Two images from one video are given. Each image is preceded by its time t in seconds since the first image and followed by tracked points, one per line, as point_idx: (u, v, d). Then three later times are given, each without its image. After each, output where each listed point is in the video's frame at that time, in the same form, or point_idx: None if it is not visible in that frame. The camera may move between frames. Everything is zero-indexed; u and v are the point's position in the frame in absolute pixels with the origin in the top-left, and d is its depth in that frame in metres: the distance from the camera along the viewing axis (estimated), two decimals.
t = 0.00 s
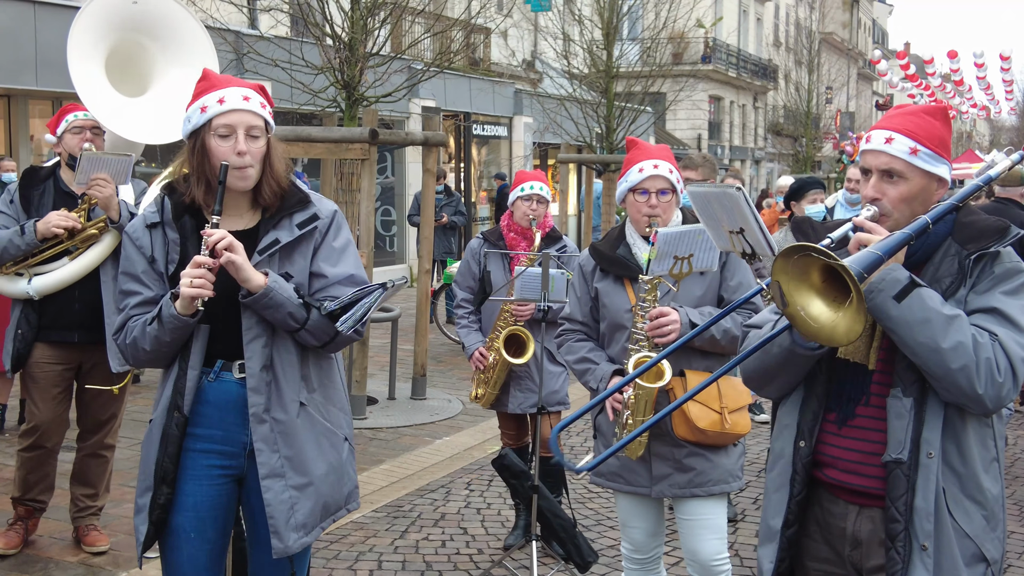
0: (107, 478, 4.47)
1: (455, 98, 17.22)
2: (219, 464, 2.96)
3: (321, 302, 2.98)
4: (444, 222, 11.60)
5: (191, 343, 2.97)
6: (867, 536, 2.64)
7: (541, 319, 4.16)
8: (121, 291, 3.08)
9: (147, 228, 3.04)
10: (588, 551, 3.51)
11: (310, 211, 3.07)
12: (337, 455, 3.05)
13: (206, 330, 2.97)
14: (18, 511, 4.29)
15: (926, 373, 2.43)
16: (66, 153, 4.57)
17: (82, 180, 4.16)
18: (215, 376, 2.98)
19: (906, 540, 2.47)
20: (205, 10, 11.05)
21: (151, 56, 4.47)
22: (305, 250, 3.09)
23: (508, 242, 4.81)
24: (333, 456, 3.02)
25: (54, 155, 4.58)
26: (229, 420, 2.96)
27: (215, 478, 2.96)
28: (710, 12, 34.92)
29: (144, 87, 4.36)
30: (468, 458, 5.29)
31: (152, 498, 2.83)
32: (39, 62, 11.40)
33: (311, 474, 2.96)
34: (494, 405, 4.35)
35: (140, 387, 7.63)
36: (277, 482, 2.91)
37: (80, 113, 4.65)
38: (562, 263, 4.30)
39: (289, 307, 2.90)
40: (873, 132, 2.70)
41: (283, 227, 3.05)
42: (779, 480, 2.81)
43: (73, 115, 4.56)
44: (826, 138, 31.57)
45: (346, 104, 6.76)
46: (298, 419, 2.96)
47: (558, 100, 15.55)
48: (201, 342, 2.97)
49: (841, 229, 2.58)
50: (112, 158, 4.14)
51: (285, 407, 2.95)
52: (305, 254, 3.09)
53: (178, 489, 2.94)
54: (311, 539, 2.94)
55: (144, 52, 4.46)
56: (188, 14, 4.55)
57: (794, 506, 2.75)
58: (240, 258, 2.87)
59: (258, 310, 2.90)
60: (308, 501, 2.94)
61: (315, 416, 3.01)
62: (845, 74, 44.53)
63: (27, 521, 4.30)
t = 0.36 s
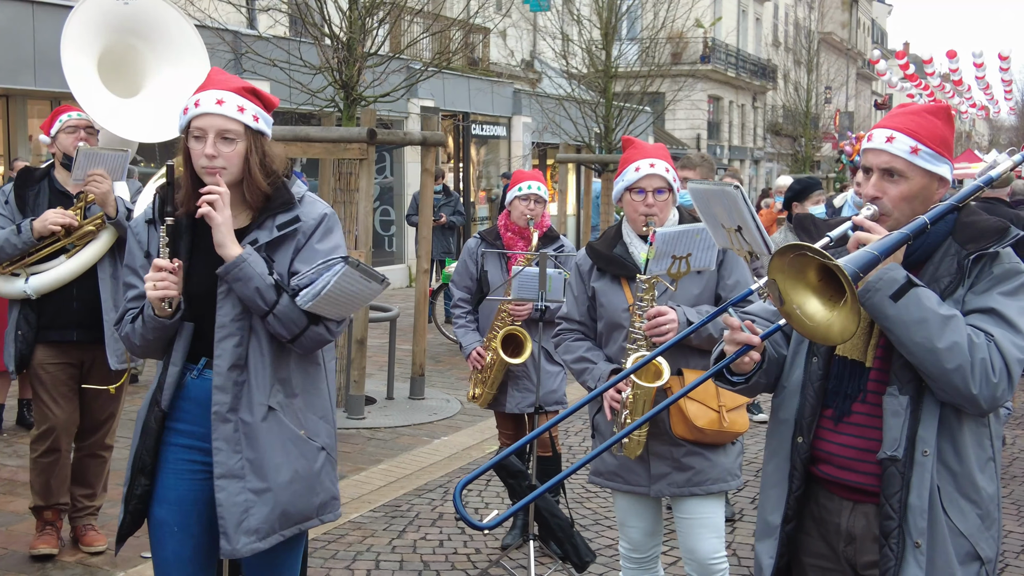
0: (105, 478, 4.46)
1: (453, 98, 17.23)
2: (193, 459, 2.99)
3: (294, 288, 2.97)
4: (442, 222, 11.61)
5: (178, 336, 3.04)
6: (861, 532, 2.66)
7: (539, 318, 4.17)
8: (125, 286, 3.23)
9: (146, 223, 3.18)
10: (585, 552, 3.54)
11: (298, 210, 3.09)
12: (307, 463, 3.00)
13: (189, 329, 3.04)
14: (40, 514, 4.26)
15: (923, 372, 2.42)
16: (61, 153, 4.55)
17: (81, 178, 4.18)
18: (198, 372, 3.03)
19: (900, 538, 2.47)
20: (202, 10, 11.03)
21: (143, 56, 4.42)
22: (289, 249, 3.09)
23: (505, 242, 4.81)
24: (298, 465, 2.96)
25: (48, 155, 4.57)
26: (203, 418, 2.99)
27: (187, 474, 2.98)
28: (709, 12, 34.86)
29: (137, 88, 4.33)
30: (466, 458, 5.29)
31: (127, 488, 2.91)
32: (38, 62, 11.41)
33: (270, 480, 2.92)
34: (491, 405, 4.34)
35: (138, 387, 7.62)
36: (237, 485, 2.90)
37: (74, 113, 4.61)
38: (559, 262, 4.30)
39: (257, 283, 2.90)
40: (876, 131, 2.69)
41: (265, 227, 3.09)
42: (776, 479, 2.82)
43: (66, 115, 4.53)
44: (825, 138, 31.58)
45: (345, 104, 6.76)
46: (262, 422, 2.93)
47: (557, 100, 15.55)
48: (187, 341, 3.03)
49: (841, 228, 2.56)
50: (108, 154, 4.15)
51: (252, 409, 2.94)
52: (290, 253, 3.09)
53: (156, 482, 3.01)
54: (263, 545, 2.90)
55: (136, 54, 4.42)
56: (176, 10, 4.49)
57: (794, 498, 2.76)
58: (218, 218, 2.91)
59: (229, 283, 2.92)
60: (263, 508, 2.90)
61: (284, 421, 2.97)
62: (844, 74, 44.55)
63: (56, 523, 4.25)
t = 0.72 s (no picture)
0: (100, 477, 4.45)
1: (451, 96, 17.23)
2: (162, 453, 3.12)
3: (253, 288, 3.02)
4: (438, 221, 11.61)
5: (156, 327, 3.22)
6: (850, 525, 2.66)
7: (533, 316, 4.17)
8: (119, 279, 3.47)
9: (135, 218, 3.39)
10: (580, 550, 3.54)
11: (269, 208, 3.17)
12: (270, 465, 3.05)
13: (164, 323, 3.21)
14: (36, 514, 4.21)
15: (911, 367, 2.43)
16: (45, 152, 4.41)
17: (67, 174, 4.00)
18: (170, 368, 3.17)
19: (887, 531, 2.46)
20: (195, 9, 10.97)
21: (123, 51, 4.15)
22: (262, 247, 3.19)
23: (499, 240, 4.80)
24: (258, 465, 3.02)
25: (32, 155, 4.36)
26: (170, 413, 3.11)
27: (155, 468, 3.12)
28: (707, 12, 34.73)
29: (120, 81, 4.01)
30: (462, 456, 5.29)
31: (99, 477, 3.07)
32: (34, 61, 11.43)
33: (228, 479, 2.99)
34: (485, 404, 4.34)
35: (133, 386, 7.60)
36: (197, 481, 2.99)
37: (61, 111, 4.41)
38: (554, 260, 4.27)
39: (220, 280, 2.99)
40: (869, 127, 2.69)
41: (239, 224, 3.19)
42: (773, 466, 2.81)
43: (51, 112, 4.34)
44: (823, 138, 31.55)
45: (341, 103, 6.76)
46: (224, 420, 3.01)
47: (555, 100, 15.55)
48: (162, 335, 3.21)
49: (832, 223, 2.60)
50: (97, 148, 3.95)
51: (216, 406, 3.02)
52: (262, 251, 3.20)
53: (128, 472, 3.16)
54: (215, 543, 2.96)
55: (116, 49, 4.14)
56: (156, 6, 4.28)
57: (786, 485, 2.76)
58: (187, 212, 3.04)
59: (197, 279, 3.04)
60: (218, 507, 2.97)
61: (247, 419, 3.03)
62: (842, 75, 44.57)
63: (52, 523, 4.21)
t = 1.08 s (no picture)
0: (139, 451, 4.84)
1: (456, 116, 17.71)
2: (189, 436, 3.51)
3: (276, 283, 3.39)
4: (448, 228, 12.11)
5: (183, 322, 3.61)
6: (816, 497, 3.08)
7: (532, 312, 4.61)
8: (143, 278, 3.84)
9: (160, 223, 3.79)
10: (575, 520, 3.96)
11: (286, 213, 3.58)
12: (288, 444, 3.43)
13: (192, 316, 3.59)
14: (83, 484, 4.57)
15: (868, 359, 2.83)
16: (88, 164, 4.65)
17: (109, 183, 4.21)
18: (194, 359, 3.55)
19: (852, 503, 2.87)
20: (229, 37, 11.69)
21: (155, 70, 4.38)
22: (280, 247, 3.58)
23: (501, 244, 5.25)
24: (278, 443, 3.40)
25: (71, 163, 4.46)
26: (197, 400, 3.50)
27: (183, 449, 3.50)
28: (687, 39, 35.80)
29: (150, 99, 4.30)
30: (469, 437, 5.73)
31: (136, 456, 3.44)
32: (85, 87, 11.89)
33: (253, 455, 3.35)
34: (488, 389, 4.74)
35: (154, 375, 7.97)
36: (223, 459, 3.35)
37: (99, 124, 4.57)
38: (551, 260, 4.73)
39: (245, 276, 3.35)
40: (832, 143, 3.16)
41: (260, 226, 3.59)
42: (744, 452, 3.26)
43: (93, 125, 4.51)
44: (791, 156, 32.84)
45: (358, 122, 7.21)
46: (247, 403, 3.38)
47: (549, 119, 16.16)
48: (189, 330, 3.60)
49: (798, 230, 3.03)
50: (135, 160, 4.15)
51: (240, 390, 3.39)
52: (279, 252, 3.58)
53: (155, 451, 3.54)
54: (240, 514, 3.31)
55: (148, 67, 4.38)
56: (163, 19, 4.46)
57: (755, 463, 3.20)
58: (214, 215, 3.42)
59: (223, 276, 3.41)
60: (244, 480, 3.33)
61: (268, 401, 3.40)
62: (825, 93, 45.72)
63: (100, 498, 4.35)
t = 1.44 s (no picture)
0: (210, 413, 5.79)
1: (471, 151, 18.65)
2: (274, 409, 4.07)
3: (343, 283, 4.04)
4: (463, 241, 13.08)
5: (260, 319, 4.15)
6: (765, 457, 3.58)
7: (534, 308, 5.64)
8: (210, 282, 4.34)
9: (231, 237, 4.35)
10: (568, 473, 4.94)
11: (341, 228, 4.25)
12: (350, 408, 4.07)
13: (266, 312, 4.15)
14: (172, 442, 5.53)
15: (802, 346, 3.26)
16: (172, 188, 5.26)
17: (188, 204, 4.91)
18: (271, 346, 4.11)
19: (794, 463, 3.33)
20: (294, 88, 13.07)
21: (226, 114, 5.38)
22: (337, 254, 4.25)
23: (507, 253, 6.29)
24: (348, 409, 4.03)
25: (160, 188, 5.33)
26: (276, 380, 4.05)
27: (266, 419, 4.05)
28: (652, 91, 37.78)
29: (223, 138, 5.28)
30: (481, 408, 6.78)
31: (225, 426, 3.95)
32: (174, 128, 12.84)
33: (327, 418, 3.95)
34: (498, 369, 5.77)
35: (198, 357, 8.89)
36: (303, 421, 3.91)
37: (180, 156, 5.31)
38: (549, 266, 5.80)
39: (317, 277, 3.96)
40: (775, 173, 3.61)
41: (321, 237, 4.23)
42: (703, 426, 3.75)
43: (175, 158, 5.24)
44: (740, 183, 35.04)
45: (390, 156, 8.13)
46: (320, 377, 3.97)
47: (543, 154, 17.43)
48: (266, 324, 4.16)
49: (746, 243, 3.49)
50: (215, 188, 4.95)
51: (313, 367, 3.97)
52: (336, 259, 4.22)
53: (241, 423, 4.06)
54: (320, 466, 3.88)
55: (220, 112, 5.36)
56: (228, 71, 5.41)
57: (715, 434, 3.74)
58: (288, 231, 4.01)
59: (296, 279, 3.99)
60: (321, 439, 3.91)
61: (335, 376, 4.01)
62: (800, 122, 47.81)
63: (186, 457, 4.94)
